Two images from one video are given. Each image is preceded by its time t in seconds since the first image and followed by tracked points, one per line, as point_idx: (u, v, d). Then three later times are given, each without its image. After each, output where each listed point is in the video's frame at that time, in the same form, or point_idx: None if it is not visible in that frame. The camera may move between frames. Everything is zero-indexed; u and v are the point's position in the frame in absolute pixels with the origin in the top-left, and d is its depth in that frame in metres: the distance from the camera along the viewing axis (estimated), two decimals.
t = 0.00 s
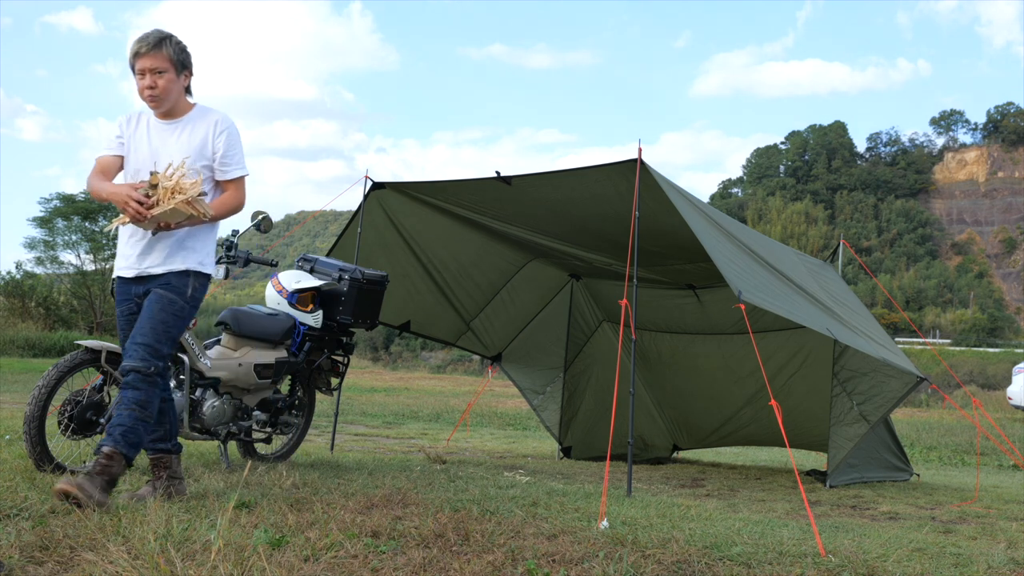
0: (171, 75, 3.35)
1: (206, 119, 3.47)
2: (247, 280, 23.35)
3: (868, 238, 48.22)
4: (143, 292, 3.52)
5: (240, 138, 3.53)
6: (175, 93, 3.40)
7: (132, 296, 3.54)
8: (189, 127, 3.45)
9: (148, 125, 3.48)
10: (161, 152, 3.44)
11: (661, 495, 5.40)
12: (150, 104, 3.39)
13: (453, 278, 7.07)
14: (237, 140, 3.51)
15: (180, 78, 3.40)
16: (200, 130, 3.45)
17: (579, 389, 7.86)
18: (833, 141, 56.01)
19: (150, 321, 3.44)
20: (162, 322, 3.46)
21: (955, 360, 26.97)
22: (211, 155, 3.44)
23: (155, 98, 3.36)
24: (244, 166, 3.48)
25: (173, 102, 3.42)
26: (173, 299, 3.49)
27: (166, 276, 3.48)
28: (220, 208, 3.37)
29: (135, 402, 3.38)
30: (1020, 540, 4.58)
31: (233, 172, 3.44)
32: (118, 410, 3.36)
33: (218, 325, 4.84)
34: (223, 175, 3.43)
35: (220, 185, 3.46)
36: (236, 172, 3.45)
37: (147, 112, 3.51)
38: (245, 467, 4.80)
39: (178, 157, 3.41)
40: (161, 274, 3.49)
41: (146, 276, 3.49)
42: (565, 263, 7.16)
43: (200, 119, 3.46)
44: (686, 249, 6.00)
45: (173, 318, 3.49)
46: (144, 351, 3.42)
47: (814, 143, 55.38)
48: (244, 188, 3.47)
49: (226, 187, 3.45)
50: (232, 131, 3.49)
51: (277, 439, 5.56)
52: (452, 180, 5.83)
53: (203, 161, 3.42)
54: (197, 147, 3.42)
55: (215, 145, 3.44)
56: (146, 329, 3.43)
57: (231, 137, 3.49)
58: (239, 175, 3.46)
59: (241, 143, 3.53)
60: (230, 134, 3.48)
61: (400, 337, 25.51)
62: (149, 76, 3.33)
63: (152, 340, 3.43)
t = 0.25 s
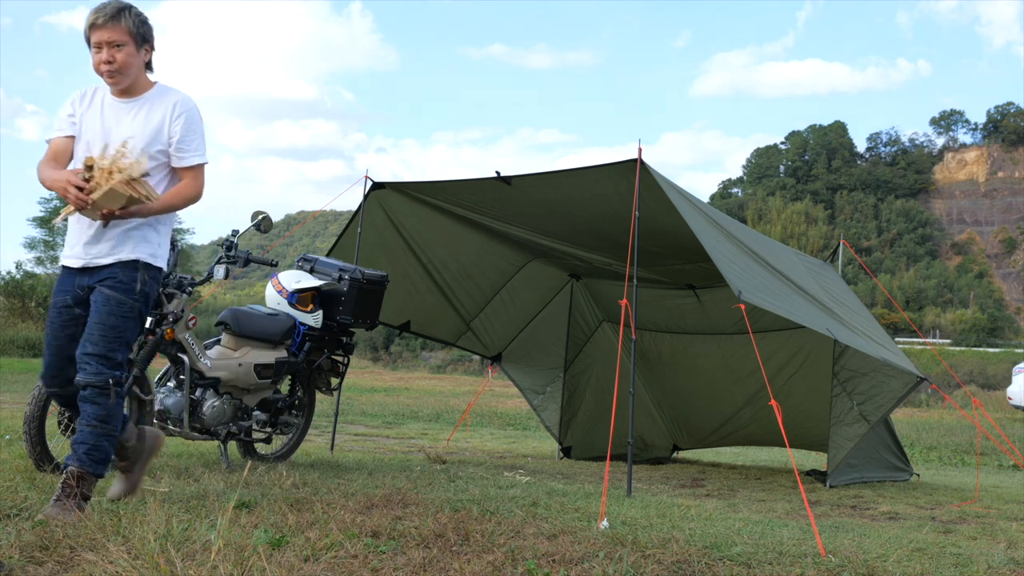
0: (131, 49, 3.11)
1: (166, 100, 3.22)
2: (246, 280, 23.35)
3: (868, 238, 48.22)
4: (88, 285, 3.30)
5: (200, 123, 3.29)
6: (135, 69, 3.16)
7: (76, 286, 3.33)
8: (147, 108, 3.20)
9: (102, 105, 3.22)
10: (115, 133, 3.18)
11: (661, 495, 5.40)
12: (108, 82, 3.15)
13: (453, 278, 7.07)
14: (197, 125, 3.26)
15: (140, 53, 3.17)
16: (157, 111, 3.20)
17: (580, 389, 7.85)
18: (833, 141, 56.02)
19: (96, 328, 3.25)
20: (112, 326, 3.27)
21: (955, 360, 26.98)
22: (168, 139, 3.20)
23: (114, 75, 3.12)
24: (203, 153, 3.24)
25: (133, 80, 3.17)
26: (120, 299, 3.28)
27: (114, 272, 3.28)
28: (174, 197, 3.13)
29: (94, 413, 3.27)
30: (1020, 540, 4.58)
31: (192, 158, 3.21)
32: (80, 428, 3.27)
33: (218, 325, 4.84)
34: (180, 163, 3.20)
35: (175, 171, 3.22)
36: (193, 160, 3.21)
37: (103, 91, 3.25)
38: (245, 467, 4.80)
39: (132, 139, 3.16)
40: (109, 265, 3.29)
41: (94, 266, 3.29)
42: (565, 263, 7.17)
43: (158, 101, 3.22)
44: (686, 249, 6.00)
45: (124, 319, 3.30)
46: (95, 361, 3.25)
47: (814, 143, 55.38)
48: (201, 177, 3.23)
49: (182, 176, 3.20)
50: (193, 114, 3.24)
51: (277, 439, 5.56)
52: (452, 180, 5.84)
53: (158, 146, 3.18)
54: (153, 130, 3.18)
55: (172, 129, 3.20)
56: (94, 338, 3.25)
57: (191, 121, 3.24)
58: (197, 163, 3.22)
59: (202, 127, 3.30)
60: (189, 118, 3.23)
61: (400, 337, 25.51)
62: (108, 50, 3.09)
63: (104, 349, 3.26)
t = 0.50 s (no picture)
0: (88, 23, 2.94)
1: (128, 74, 3.05)
2: (247, 280, 23.35)
3: (868, 238, 48.23)
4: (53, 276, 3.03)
5: (167, 98, 3.11)
6: (94, 44, 2.99)
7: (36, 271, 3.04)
8: (105, 83, 3.03)
9: (59, 83, 3.04)
10: (76, 113, 3.01)
11: (660, 494, 5.40)
12: (66, 59, 2.98)
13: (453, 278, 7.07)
14: (162, 99, 3.08)
15: (99, 27, 2.99)
16: (120, 87, 3.02)
17: (579, 389, 7.85)
18: (833, 141, 56.02)
19: (73, 332, 3.04)
20: (88, 327, 3.07)
21: (955, 360, 26.98)
22: (130, 115, 3.02)
23: (71, 51, 2.96)
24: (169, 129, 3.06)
25: (93, 55, 3.00)
26: (96, 300, 3.07)
27: (87, 270, 3.04)
28: (133, 170, 2.94)
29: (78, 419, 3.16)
30: (1020, 540, 4.58)
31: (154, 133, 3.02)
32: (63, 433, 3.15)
33: (218, 325, 4.84)
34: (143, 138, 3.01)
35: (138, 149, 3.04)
36: (157, 134, 3.02)
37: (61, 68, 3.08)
38: (245, 467, 4.80)
39: (93, 118, 2.99)
40: (80, 261, 3.04)
41: (58, 257, 3.02)
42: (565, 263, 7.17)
43: (117, 75, 3.04)
44: (686, 249, 6.00)
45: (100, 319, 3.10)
46: (73, 368, 3.08)
47: (814, 143, 55.38)
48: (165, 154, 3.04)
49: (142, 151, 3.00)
50: (156, 88, 3.07)
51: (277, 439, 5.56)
52: (452, 180, 5.84)
53: (120, 123, 3.01)
54: (112, 106, 3.00)
55: (135, 103, 3.02)
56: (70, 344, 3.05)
57: (156, 95, 3.06)
58: (161, 138, 3.03)
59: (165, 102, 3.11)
60: (153, 92, 3.06)
61: (400, 337, 25.52)
62: (64, 25, 2.92)
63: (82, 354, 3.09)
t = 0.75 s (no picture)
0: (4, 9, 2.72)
1: (53, 63, 2.82)
2: (247, 280, 23.35)
3: (867, 238, 48.23)
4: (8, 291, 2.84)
5: (97, 89, 2.87)
6: (13, 33, 2.77)
7: None
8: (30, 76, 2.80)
9: None
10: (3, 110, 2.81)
11: (661, 494, 5.40)
12: None
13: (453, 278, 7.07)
14: (90, 88, 2.84)
15: (17, 15, 2.77)
16: (47, 79, 2.80)
17: (579, 389, 7.85)
18: (833, 141, 56.03)
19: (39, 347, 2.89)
20: (52, 338, 2.91)
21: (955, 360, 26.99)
22: (56, 108, 2.79)
23: None
24: (99, 121, 2.82)
25: (13, 45, 2.78)
26: (57, 308, 2.90)
27: (45, 280, 2.86)
28: (61, 170, 2.70)
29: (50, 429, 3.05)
30: (1020, 540, 4.58)
31: (82, 126, 2.78)
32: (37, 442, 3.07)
33: (218, 325, 4.85)
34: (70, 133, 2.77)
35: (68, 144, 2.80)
36: (86, 127, 2.78)
37: None
38: (245, 467, 4.80)
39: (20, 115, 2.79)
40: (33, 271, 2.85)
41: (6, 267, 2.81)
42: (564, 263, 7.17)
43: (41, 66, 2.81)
44: (686, 249, 6.00)
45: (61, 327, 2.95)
46: (43, 385, 2.95)
47: (814, 143, 55.38)
48: (92, 149, 2.80)
49: (71, 149, 2.76)
50: (84, 77, 2.83)
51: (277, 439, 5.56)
52: (452, 180, 5.84)
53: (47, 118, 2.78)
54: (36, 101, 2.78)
55: (60, 94, 2.79)
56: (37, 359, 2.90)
57: (84, 86, 2.83)
58: (90, 131, 2.79)
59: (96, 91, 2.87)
60: (80, 81, 2.82)
61: (400, 337, 25.52)
62: None
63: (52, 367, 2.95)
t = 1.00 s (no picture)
0: None
1: None
2: (247, 280, 23.34)
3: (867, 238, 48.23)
4: None
5: (30, 96, 2.69)
6: None
7: None
8: None
9: None
10: None
11: (660, 494, 5.40)
12: None
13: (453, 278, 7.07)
14: (22, 97, 2.66)
15: None
16: None
17: (579, 389, 7.85)
18: (833, 141, 56.04)
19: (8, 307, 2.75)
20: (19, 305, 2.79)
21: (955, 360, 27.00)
22: None
23: None
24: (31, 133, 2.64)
25: None
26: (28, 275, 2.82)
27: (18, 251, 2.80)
28: None
29: None
30: (1020, 540, 4.58)
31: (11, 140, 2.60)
32: None
33: (218, 325, 4.84)
34: None
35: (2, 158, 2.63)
36: (17, 141, 2.61)
37: None
38: (245, 467, 4.80)
39: None
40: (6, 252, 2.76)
41: None
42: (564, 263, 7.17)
43: None
44: (686, 249, 6.00)
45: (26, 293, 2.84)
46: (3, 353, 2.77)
47: (814, 143, 55.37)
48: (26, 167, 2.62)
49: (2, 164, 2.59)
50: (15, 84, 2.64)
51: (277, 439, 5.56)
52: (452, 181, 5.84)
53: None
54: None
55: None
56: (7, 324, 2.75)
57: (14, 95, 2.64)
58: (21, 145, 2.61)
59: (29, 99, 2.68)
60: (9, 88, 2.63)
61: (400, 337, 25.53)
62: None
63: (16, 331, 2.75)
